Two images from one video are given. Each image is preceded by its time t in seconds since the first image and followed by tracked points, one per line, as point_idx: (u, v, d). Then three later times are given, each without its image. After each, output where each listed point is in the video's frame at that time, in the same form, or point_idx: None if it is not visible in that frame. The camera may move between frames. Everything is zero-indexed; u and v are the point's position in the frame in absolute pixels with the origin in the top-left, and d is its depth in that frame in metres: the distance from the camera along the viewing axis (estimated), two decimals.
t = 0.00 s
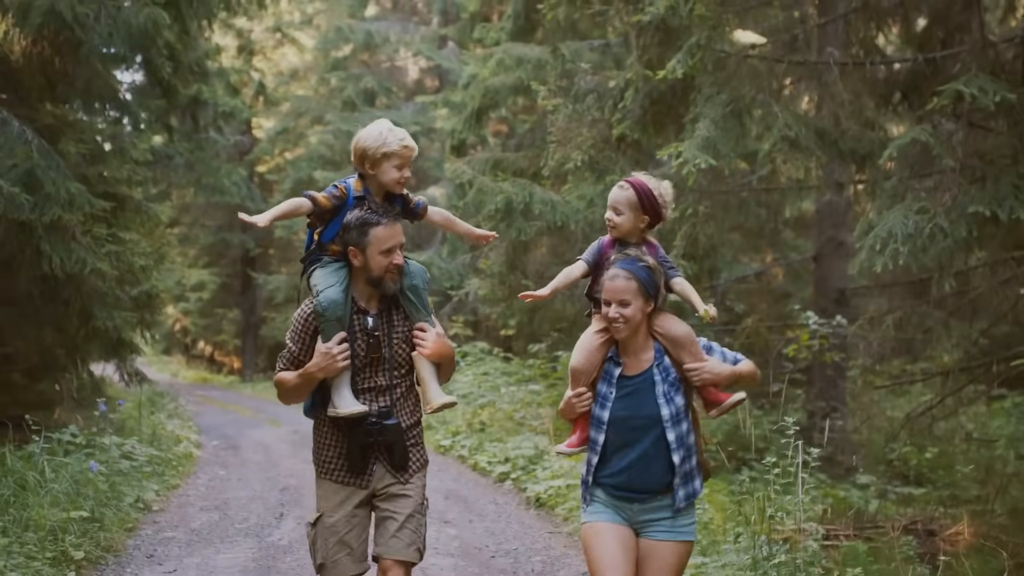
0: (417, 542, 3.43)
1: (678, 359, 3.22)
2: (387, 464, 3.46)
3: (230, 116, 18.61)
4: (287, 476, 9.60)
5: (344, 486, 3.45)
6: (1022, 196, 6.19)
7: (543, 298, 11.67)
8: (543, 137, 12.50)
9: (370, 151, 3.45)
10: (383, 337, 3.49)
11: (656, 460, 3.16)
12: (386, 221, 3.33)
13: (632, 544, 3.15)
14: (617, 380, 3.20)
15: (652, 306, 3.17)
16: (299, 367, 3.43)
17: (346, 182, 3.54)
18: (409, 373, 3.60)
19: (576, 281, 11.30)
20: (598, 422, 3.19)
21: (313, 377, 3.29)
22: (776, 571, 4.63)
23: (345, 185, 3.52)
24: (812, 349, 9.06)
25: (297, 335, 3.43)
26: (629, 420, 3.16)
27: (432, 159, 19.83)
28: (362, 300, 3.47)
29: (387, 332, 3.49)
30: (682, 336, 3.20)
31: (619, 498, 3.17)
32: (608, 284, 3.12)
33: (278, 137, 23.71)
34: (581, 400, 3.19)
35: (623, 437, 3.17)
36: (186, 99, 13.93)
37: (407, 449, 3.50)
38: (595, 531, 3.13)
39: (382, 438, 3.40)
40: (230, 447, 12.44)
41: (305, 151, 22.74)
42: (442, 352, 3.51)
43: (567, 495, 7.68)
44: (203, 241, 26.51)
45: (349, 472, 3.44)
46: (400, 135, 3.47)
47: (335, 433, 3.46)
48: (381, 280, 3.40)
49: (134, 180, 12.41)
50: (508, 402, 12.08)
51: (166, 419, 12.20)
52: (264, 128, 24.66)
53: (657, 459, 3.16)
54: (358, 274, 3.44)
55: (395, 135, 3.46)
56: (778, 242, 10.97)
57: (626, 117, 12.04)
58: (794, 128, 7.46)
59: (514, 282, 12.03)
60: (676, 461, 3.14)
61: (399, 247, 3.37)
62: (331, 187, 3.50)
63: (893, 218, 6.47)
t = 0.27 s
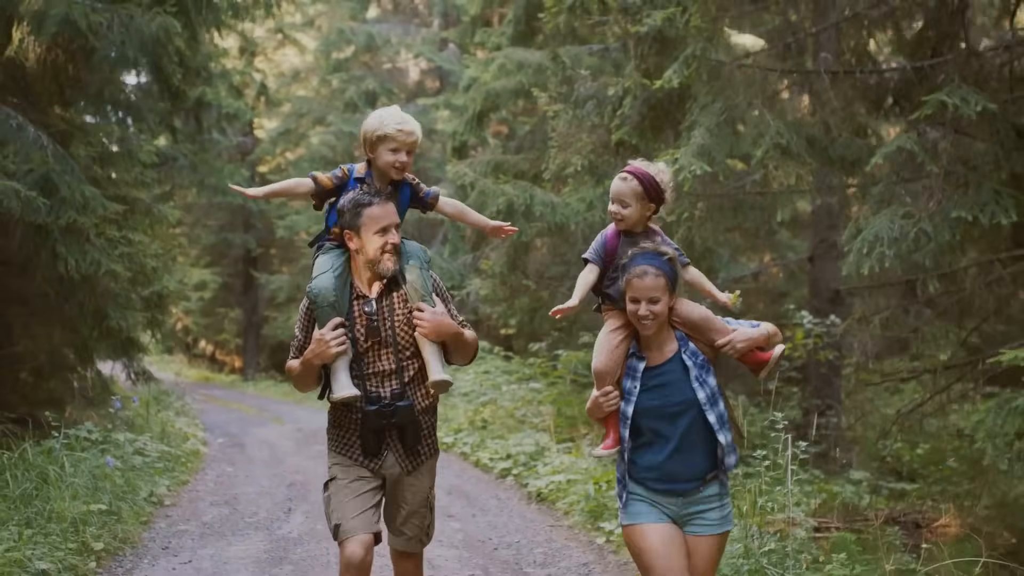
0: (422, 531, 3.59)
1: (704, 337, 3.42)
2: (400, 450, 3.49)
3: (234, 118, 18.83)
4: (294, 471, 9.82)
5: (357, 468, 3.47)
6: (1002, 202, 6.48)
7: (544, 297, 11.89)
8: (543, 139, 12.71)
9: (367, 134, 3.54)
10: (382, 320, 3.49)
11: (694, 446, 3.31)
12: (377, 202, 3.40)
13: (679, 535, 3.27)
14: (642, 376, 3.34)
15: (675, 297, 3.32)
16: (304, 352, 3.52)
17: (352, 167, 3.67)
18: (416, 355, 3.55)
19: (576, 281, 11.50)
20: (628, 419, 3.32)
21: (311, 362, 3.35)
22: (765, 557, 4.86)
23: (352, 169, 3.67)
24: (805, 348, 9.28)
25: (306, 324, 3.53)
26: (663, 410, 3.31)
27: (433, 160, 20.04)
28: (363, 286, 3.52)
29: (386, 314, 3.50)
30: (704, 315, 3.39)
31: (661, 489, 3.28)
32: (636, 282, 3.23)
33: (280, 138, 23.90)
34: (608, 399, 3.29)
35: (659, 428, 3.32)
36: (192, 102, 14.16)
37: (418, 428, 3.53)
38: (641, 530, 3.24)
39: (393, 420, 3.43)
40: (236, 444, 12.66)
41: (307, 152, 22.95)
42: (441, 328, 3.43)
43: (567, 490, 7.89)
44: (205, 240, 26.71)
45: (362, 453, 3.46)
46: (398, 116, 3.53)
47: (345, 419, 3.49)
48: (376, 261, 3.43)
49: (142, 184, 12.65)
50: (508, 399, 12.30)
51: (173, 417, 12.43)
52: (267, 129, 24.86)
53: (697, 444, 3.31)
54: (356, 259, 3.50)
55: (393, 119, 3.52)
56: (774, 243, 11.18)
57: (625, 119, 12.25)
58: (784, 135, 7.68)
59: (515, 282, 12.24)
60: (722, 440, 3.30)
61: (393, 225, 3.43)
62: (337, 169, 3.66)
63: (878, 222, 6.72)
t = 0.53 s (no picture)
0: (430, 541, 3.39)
1: (708, 332, 3.34)
2: (392, 461, 3.44)
3: (237, 120, 19.09)
4: (298, 467, 10.04)
5: (351, 484, 3.44)
6: (978, 204, 6.76)
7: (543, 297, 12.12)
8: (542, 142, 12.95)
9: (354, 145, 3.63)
10: (387, 329, 3.47)
11: (711, 440, 3.24)
12: (386, 212, 3.35)
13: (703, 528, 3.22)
14: (653, 375, 3.27)
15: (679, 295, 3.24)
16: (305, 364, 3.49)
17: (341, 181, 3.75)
18: (418, 366, 3.55)
19: (574, 281, 11.73)
20: (642, 421, 3.26)
21: (316, 372, 3.32)
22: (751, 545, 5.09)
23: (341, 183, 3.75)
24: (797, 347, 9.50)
25: (303, 334, 3.50)
26: (675, 409, 3.25)
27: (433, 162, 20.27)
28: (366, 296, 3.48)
29: (392, 324, 3.48)
30: (708, 311, 3.31)
31: (679, 483, 3.24)
32: (639, 283, 3.15)
33: (281, 139, 24.13)
34: (617, 399, 3.22)
35: (671, 426, 3.26)
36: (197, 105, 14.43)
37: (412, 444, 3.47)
38: (664, 529, 3.22)
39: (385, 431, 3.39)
40: (240, 441, 12.88)
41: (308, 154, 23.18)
42: (447, 336, 3.48)
43: (565, 483, 8.13)
44: (207, 241, 26.94)
45: (356, 469, 3.44)
46: (386, 128, 3.60)
47: (340, 432, 3.48)
48: (385, 270, 3.41)
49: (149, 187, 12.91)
50: (508, 398, 12.52)
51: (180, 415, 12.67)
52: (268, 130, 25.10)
53: (711, 439, 3.24)
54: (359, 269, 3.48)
55: (380, 127, 3.59)
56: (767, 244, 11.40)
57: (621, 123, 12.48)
58: (773, 141, 7.92)
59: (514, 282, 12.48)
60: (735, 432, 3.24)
61: (399, 234, 3.38)
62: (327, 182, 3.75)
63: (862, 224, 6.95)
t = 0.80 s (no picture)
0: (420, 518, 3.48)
1: (704, 345, 3.32)
2: (398, 441, 3.54)
3: (233, 122, 19.31)
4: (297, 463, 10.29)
5: (358, 467, 3.59)
6: (953, 209, 7.04)
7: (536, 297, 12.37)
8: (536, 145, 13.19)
9: (347, 115, 3.70)
10: (391, 306, 3.61)
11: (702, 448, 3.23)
12: (390, 191, 3.47)
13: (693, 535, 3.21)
14: (644, 381, 3.28)
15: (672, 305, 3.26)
16: (305, 343, 3.59)
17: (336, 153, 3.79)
18: (420, 343, 3.71)
19: (566, 281, 11.97)
20: (632, 426, 3.27)
21: (323, 350, 3.41)
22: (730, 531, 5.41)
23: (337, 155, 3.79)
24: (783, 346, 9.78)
25: (304, 313, 3.60)
26: (665, 417, 3.25)
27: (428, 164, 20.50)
28: (369, 273, 3.60)
29: (395, 302, 3.61)
30: (703, 322, 3.29)
31: (669, 490, 3.24)
32: (636, 292, 3.19)
33: (277, 141, 24.33)
34: (611, 410, 3.28)
35: (662, 435, 3.26)
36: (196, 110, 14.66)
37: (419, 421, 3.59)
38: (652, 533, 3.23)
39: (394, 410, 3.49)
40: (238, 438, 13.12)
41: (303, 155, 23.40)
42: (450, 315, 3.66)
43: (558, 477, 8.38)
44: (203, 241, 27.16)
45: (363, 451, 3.58)
46: (377, 98, 3.70)
47: (345, 410, 3.60)
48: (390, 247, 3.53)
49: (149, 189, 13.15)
50: (502, 395, 12.78)
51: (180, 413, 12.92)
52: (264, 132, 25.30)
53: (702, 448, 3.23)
54: (362, 248, 3.59)
55: (370, 97, 3.69)
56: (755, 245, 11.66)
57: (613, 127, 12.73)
58: (757, 147, 8.19)
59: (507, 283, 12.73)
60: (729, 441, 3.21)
61: (404, 214, 3.51)
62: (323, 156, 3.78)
63: (841, 227, 7.25)
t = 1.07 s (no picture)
0: (418, 532, 3.73)
1: (676, 338, 3.47)
2: (389, 447, 3.72)
3: (227, 124, 19.47)
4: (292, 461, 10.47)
5: (347, 470, 3.69)
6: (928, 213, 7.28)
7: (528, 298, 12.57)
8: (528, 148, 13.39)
9: (336, 130, 3.92)
10: (377, 318, 3.75)
11: (666, 438, 3.43)
12: (376, 202, 3.61)
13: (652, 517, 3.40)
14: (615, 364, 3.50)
15: (646, 291, 3.44)
16: (292, 354, 3.72)
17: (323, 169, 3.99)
18: (406, 353, 3.85)
19: (557, 282, 12.17)
20: (601, 404, 3.50)
21: (306, 363, 3.54)
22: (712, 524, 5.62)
23: (323, 170, 3.98)
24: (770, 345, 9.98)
25: (288, 325, 3.71)
26: (631, 402, 3.45)
27: (420, 165, 20.68)
28: (354, 283, 3.75)
29: (380, 312, 3.76)
30: (675, 315, 3.44)
31: (631, 471, 3.45)
32: (612, 274, 3.36)
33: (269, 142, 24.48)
34: (569, 377, 3.53)
35: (628, 417, 3.47)
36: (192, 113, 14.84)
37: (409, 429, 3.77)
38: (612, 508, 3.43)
39: (382, 420, 3.65)
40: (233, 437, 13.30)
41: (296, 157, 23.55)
42: (435, 324, 3.79)
43: (549, 473, 8.58)
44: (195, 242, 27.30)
45: (352, 454, 3.70)
46: (365, 114, 3.94)
47: (334, 417, 3.72)
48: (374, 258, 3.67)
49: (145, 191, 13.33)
50: (494, 394, 12.97)
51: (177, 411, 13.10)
52: (256, 133, 25.45)
53: (665, 436, 3.43)
54: (347, 257, 3.73)
55: (359, 113, 3.92)
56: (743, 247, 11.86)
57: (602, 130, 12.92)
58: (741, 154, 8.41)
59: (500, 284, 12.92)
60: (688, 437, 3.38)
61: (390, 225, 3.64)
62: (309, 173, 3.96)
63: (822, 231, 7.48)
